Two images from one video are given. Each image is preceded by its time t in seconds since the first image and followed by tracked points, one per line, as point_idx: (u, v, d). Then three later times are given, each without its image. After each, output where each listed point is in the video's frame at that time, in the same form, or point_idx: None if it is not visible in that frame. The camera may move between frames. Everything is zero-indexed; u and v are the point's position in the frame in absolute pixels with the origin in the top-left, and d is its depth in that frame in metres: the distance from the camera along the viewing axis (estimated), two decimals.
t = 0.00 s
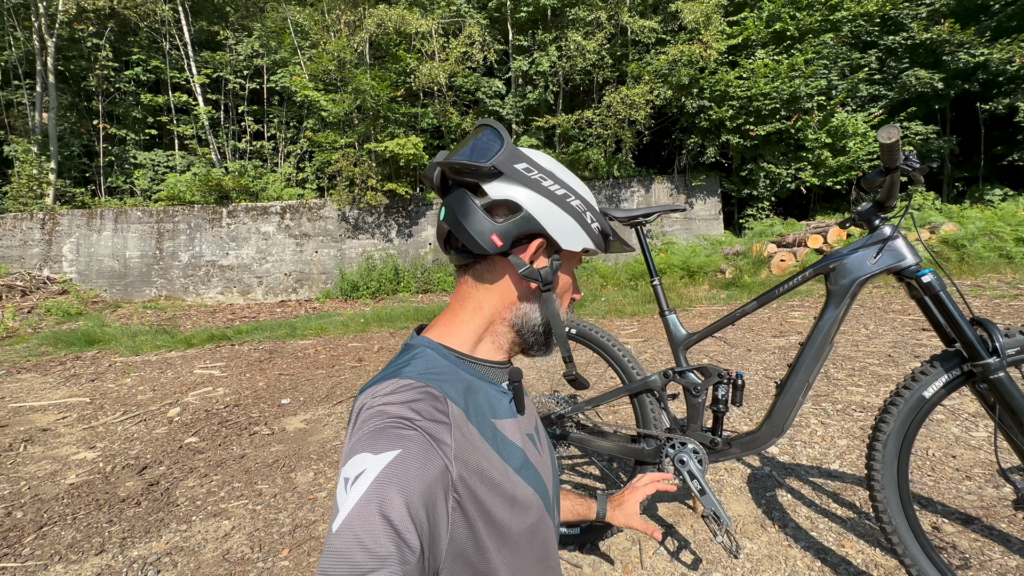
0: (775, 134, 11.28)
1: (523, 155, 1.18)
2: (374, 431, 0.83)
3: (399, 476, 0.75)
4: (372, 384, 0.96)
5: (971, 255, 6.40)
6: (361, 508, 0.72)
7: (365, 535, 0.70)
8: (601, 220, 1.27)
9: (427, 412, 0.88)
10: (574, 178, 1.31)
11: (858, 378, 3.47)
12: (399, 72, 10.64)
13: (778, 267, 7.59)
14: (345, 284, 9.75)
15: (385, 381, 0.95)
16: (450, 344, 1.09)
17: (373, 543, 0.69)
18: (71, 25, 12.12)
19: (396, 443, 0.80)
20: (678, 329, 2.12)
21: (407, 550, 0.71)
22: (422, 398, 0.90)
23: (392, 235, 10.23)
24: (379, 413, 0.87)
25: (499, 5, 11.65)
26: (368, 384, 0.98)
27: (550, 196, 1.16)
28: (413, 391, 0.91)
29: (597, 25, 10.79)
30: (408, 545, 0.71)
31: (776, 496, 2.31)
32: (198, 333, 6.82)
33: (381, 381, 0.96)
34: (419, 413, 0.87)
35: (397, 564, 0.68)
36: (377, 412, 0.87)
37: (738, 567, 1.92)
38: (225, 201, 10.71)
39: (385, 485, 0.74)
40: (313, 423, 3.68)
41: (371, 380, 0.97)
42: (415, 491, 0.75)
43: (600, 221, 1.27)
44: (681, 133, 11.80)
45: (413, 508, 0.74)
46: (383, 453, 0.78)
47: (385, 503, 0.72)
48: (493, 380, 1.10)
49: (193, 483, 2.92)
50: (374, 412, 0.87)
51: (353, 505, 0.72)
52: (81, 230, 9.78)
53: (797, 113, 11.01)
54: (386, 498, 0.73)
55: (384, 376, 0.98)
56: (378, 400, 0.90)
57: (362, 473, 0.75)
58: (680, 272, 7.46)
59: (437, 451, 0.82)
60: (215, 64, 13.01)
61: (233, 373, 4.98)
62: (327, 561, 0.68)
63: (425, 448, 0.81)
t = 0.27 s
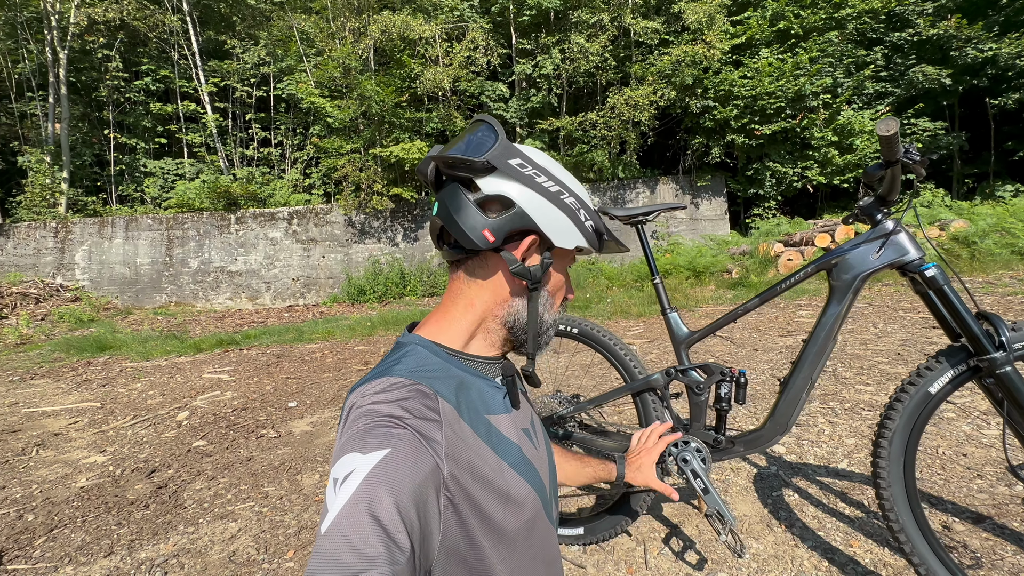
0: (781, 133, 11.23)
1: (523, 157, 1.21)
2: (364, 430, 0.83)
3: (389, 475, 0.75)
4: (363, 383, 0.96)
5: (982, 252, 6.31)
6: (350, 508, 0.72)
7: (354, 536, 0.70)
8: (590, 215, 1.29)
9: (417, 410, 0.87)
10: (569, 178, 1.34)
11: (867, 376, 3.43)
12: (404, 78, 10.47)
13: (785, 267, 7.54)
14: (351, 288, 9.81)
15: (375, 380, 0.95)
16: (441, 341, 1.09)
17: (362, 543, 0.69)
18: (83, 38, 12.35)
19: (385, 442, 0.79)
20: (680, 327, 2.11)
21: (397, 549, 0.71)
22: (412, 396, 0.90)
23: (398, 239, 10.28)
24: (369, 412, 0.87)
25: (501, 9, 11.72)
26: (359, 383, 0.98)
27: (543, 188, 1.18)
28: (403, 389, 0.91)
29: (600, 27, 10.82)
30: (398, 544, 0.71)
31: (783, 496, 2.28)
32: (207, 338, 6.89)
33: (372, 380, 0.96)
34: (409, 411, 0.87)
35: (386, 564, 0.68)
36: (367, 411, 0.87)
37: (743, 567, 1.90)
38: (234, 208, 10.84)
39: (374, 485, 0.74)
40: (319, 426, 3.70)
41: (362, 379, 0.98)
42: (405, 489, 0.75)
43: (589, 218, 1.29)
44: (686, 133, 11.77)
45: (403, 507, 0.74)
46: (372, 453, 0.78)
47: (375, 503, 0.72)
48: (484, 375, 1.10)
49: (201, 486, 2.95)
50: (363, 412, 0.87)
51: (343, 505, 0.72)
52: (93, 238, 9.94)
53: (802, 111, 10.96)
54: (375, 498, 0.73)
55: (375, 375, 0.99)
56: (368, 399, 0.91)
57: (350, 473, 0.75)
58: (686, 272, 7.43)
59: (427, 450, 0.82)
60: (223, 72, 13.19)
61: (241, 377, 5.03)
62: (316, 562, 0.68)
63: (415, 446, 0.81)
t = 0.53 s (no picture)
0: (784, 132, 11.20)
1: (468, 147, 1.19)
2: (373, 428, 0.84)
3: (398, 472, 0.76)
4: (371, 381, 0.97)
5: (989, 249, 6.26)
6: (361, 504, 0.73)
7: (365, 531, 0.71)
8: (543, 181, 1.13)
9: (425, 408, 0.89)
10: (528, 151, 1.22)
11: (874, 374, 3.41)
12: (406, 82, 10.71)
13: (790, 266, 7.51)
14: (356, 291, 9.85)
15: (384, 379, 0.96)
16: (441, 337, 1.13)
17: (372, 539, 0.70)
18: (90, 46, 12.49)
19: (393, 440, 0.81)
20: (684, 325, 2.11)
21: (407, 545, 0.71)
22: (420, 394, 0.91)
23: (402, 242, 10.31)
24: (377, 410, 0.88)
25: (503, 12, 11.76)
26: (367, 381, 1.00)
27: (476, 172, 1.13)
28: (411, 387, 0.93)
29: (602, 29, 10.84)
30: (408, 540, 0.72)
31: (790, 494, 2.27)
32: (214, 342, 6.94)
33: (379, 379, 0.97)
34: (417, 409, 0.88)
35: (396, 559, 0.69)
36: (376, 409, 0.88)
37: (751, 565, 1.90)
38: (239, 213, 10.92)
39: (384, 482, 0.75)
40: (326, 428, 3.72)
41: (369, 378, 0.99)
42: (415, 486, 0.76)
43: (542, 184, 1.13)
44: (689, 133, 11.76)
45: (412, 503, 0.75)
46: (381, 450, 0.79)
47: (385, 499, 0.74)
48: (490, 374, 1.11)
49: (210, 488, 2.97)
50: (372, 409, 0.89)
51: (353, 502, 0.74)
52: (101, 244, 10.04)
53: (806, 110, 10.94)
54: (385, 495, 0.74)
55: (383, 373, 1.00)
56: (376, 397, 0.92)
57: (361, 470, 0.77)
58: (691, 272, 7.41)
59: (436, 446, 0.83)
60: (228, 79, 13.30)
61: (248, 381, 5.06)
62: (328, 558, 0.69)
63: (424, 443, 0.82)
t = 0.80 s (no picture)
0: (786, 130, 11.18)
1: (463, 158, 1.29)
2: (389, 424, 0.85)
3: (413, 468, 0.77)
4: (387, 378, 0.98)
5: (994, 245, 6.23)
6: (378, 500, 0.73)
7: (381, 526, 0.71)
8: (501, 173, 1.14)
9: (440, 404, 0.89)
10: (510, 150, 1.25)
11: (879, 372, 3.40)
12: (407, 83, 10.73)
13: (794, 263, 7.49)
14: (359, 292, 9.86)
15: (399, 375, 0.97)
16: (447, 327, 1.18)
17: (388, 534, 0.71)
18: (92, 50, 12.54)
19: (409, 436, 0.81)
20: (690, 323, 2.10)
21: (423, 539, 0.71)
22: (435, 391, 0.92)
23: (404, 243, 10.31)
24: (393, 406, 0.89)
25: (504, 13, 11.76)
26: (382, 378, 1.00)
27: (457, 178, 1.23)
28: (426, 384, 0.93)
29: (602, 28, 10.82)
30: (424, 535, 0.72)
31: (797, 492, 2.27)
32: (218, 344, 6.95)
33: (394, 375, 0.98)
34: (432, 406, 0.89)
35: (412, 553, 0.69)
36: (391, 405, 0.89)
37: (760, 563, 1.89)
38: (242, 215, 10.95)
39: (401, 477, 0.75)
40: (331, 429, 3.72)
41: (384, 375, 0.99)
42: (430, 481, 0.77)
43: (500, 176, 1.14)
44: (690, 131, 11.74)
45: (427, 499, 0.75)
46: (398, 446, 0.79)
47: (401, 495, 0.74)
48: (501, 372, 1.11)
49: (216, 489, 2.97)
50: (388, 405, 0.89)
51: (371, 496, 0.74)
52: (104, 248, 10.08)
53: (808, 107, 10.93)
54: (402, 490, 0.74)
55: (397, 370, 1.00)
56: (391, 394, 0.92)
57: (378, 465, 0.77)
58: (694, 271, 7.40)
59: (451, 443, 0.84)
60: (229, 82, 13.34)
61: (252, 382, 5.07)
62: (345, 551, 0.70)
63: (439, 440, 0.82)
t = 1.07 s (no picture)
0: (786, 127, 11.16)
1: (465, 156, 1.27)
2: (384, 429, 0.84)
3: (409, 474, 0.76)
4: (383, 382, 0.97)
5: (996, 241, 6.20)
6: (372, 507, 0.72)
7: (375, 534, 0.70)
8: (505, 175, 1.13)
9: (436, 409, 0.88)
10: (513, 151, 1.24)
11: (881, 370, 3.39)
12: (406, 82, 10.77)
13: (795, 261, 7.48)
14: (359, 292, 9.86)
15: (396, 379, 0.96)
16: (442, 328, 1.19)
17: (383, 542, 0.69)
18: (91, 51, 12.55)
19: (404, 442, 0.80)
20: (690, 322, 2.09)
21: (418, 548, 0.70)
22: (431, 395, 0.91)
23: (404, 242, 10.31)
24: (389, 410, 0.88)
25: (503, 11, 11.74)
26: (378, 381, 0.99)
27: (460, 177, 1.21)
28: (422, 388, 0.92)
29: (602, 26, 10.80)
30: (418, 543, 0.71)
31: (798, 492, 2.26)
32: (218, 345, 6.95)
33: (390, 379, 0.97)
34: (428, 410, 0.88)
35: (407, 562, 0.68)
36: (387, 409, 0.88)
37: (761, 563, 1.88)
38: (242, 215, 10.95)
39: (396, 484, 0.74)
40: (331, 429, 3.72)
41: (380, 379, 0.98)
42: (426, 488, 0.76)
43: (504, 177, 1.13)
44: (690, 129, 11.72)
45: (423, 506, 0.74)
46: (393, 452, 0.78)
47: (396, 502, 0.73)
48: (499, 375, 1.10)
49: (216, 490, 2.97)
50: (383, 410, 0.88)
51: (364, 503, 0.73)
52: (105, 249, 10.10)
53: (808, 104, 10.92)
54: (396, 497, 0.73)
55: (393, 374, 0.99)
56: (387, 398, 0.91)
57: (372, 471, 0.76)
58: (694, 269, 7.38)
59: (447, 448, 0.83)
60: (229, 82, 13.34)
61: (253, 383, 5.07)
62: (338, 559, 0.69)
63: (435, 445, 0.81)
